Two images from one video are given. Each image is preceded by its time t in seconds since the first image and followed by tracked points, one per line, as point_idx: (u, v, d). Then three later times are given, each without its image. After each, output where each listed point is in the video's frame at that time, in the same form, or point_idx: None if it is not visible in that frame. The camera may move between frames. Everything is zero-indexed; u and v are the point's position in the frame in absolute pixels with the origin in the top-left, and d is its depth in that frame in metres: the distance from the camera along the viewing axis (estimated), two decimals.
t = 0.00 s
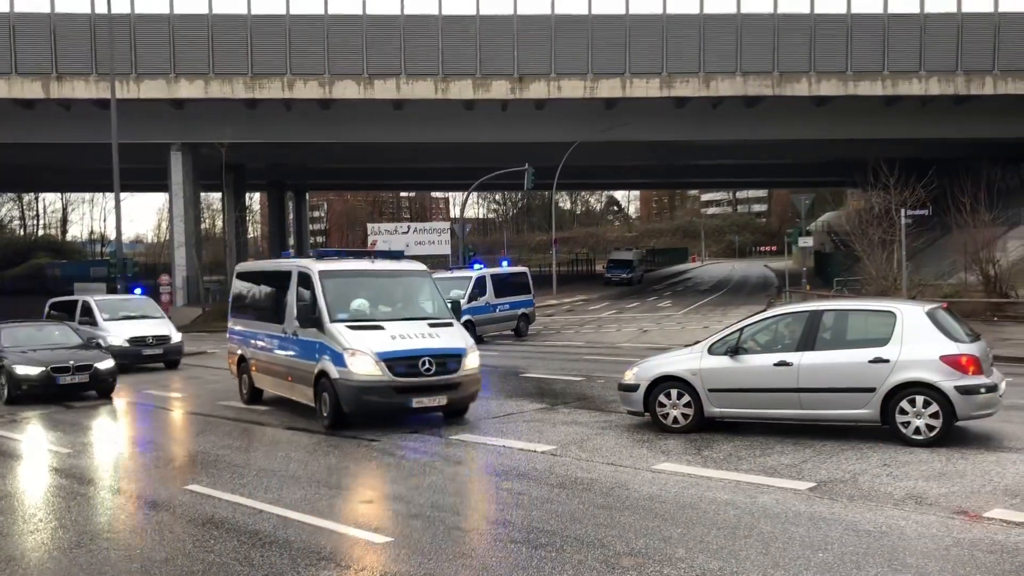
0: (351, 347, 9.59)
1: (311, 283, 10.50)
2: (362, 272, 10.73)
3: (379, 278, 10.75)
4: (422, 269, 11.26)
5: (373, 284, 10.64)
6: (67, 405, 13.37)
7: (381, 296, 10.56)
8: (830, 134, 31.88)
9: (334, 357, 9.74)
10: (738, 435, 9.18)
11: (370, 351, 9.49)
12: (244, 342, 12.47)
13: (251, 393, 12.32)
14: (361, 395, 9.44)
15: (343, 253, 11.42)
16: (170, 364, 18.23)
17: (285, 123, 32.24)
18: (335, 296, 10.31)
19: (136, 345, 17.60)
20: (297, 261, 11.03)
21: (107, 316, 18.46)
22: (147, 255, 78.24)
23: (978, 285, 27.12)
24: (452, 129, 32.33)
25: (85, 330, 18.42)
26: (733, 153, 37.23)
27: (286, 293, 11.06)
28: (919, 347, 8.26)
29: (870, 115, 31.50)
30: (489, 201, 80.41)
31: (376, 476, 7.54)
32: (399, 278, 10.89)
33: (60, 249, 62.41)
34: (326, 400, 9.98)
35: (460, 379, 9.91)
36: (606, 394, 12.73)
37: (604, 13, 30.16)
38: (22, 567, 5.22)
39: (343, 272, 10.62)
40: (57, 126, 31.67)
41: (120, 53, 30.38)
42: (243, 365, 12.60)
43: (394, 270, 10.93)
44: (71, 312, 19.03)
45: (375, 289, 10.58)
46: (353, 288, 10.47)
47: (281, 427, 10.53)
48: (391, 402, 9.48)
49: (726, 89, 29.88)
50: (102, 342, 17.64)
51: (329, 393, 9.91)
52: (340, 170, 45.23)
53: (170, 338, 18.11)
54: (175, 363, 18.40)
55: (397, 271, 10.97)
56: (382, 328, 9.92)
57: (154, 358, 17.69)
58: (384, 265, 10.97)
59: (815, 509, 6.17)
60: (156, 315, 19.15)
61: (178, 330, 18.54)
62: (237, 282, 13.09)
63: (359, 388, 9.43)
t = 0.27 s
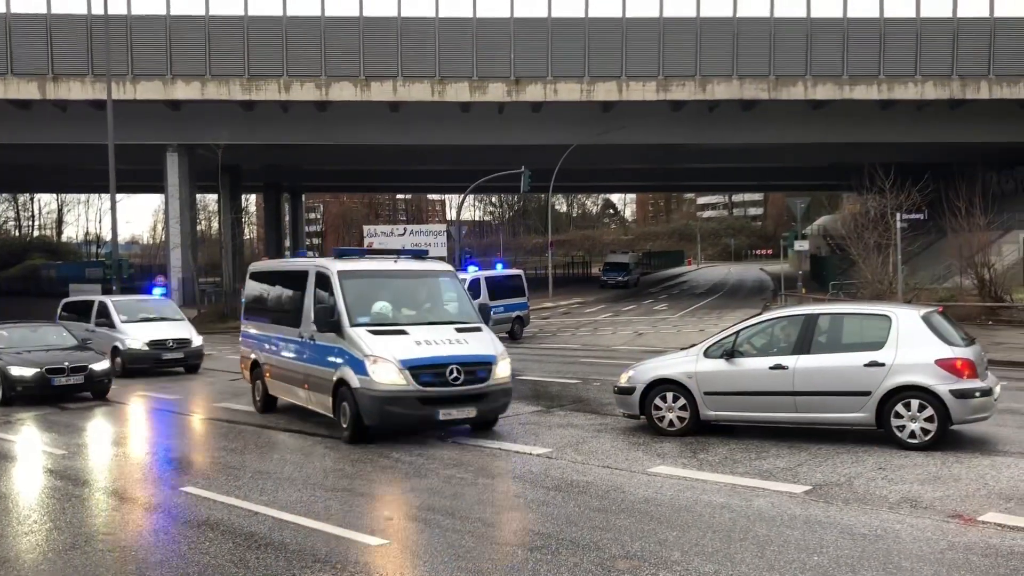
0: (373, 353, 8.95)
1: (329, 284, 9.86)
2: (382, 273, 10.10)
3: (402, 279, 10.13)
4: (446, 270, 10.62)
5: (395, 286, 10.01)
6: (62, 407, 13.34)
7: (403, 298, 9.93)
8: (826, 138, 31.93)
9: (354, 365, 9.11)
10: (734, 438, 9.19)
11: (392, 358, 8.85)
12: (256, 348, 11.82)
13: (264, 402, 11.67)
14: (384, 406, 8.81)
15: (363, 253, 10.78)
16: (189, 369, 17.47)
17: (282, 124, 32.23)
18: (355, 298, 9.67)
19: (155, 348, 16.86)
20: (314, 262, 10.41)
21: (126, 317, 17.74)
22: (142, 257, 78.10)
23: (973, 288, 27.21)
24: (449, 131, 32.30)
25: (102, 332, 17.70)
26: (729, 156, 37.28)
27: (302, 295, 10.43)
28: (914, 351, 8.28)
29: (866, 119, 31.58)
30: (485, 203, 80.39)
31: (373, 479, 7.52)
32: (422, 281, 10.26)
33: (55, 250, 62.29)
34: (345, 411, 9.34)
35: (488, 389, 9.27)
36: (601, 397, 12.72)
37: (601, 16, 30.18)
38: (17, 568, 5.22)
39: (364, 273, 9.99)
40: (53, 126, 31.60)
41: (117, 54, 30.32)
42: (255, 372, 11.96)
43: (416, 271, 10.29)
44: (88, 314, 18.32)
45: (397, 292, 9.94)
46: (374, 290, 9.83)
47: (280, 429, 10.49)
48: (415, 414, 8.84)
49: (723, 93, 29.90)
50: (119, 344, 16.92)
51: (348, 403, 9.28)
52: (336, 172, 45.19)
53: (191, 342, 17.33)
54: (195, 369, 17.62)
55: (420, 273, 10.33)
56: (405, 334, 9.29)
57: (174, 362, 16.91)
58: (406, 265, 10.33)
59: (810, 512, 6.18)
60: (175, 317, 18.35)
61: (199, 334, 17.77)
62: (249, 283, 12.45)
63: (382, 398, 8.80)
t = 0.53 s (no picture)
0: (398, 359, 8.27)
1: (351, 284, 9.19)
2: (407, 272, 9.41)
3: (428, 278, 9.44)
4: (475, 269, 9.90)
5: (421, 286, 9.32)
6: (59, 407, 13.32)
7: (430, 300, 9.23)
8: (823, 141, 31.97)
9: (378, 372, 8.42)
10: (733, 440, 9.19)
11: (420, 365, 8.17)
12: (272, 351, 11.12)
13: (280, 409, 10.99)
14: (411, 417, 8.12)
15: (386, 250, 10.08)
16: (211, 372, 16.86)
17: (280, 126, 32.22)
18: (378, 300, 8.99)
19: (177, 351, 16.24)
20: (333, 260, 9.73)
21: (146, 319, 17.13)
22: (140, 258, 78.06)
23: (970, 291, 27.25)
24: (447, 133, 32.29)
25: (122, 334, 17.10)
26: (727, 159, 37.32)
27: (321, 296, 9.76)
28: (911, 354, 8.30)
29: (864, 122, 31.63)
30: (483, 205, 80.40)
31: (371, 481, 7.50)
32: (450, 281, 9.54)
33: (52, 251, 62.20)
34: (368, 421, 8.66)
35: (523, 398, 8.55)
36: (599, 399, 12.72)
37: (599, 19, 30.22)
38: (14, 569, 5.22)
39: (387, 272, 9.31)
40: (50, 127, 31.57)
41: (115, 55, 30.31)
42: (270, 377, 11.27)
43: (443, 270, 9.58)
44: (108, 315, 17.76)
45: (424, 292, 9.25)
46: (399, 291, 9.15)
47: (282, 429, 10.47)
48: (445, 424, 8.15)
49: (721, 96, 29.91)
50: (140, 347, 16.31)
51: (371, 413, 8.60)
52: (334, 173, 45.20)
53: (213, 344, 16.68)
54: (218, 372, 17.00)
55: (448, 272, 9.62)
56: (433, 338, 8.60)
57: (196, 366, 16.27)
58: (432, 264, 9.63)
59: (807, 514, 6.19)
60: (197, 318, 17.69)
61: (223, 337, 17.14)
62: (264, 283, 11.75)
63: (408, 408, 8.11)
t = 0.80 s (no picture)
0: (431, 364, 7.59)
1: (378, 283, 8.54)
2: (438, 270, 8.74)
3: (460, 277, 8.77)
4: (510, 267, 9.22)
5: (452, 285, 8.65)
6: (59, 407, 13.31)
7: (463, 300, 8.56)
8: (824, 141, 31.96)
9: (410, 378, 7.75)
10: (735, 441, 9.18)
11: (455, 370, 7.48)
12: (291, 354, 10.43)
13: (299, 416, 10.36)
14: (446, 427, 7.44)
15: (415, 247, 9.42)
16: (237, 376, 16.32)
17: (280, 126, 32.23)
18: (407, 300, 8.34)
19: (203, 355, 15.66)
20: (358, 258, 9.11)
21: (170, 319, 16.50)
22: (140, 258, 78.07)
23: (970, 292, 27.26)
24: (448, 133, 32.30)
25: (145, 335, 16.46)
26: (728, 160, 37.32)
27: (345, 297, 9.14)
28: (913, 355, 8.29)
29: (864, 123, 31.62)
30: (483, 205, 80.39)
31: (371, 482, 7.48)
32: (484, 280, 8.87)
33: (52, 251, 62.20)
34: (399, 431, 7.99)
35: (567, 407, 7.83)
36: (600, 400, 12.70)
37: (600, 19, 30.22)
38: (15, 568, 5.23)
39: (416, 271, 8.65)
40: (51, 126, 31.57)
41: (115, 55, 30.31)
42: (288, 381, 10.64)
43: (476, 269, 8.91)
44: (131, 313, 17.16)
45: (456, 292, 8.58)
46: (429, 291, 8.49)
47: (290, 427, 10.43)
48: (483, 436, 7.47)
49: (721, 96, 29.90)
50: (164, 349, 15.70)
51: (402, 421, 7.95)
52: (334, 173, 45.21)
53: (240, 347, 16.06)
54: (244, 376, 16.42)
55: (482, 271, 8.94)
56: (468, 341, 7.91)
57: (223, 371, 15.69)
58: (464, 263, 8.96)
59: (809, 515, 6.18)
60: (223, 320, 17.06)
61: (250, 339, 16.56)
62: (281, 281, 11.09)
63: (443, 417, 7.43)
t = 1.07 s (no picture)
0: (475, 371, 7.07)
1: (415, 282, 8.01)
2: (479, 267, 8.18)
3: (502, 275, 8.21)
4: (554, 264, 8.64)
5: (494, 284, 8.09)
6: (66, 408, 13.35)
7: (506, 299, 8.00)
8: (830, 142, 31.91)
9: (452, 386, 7.23)
10: (742, 443, 9.15)
11: (502, 379, 6.95)
12: (318, 358, 10.02)
13: (324, 424, 9.93)
14: (492, 439, 6.92)
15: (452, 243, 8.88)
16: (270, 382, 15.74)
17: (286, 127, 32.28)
18: (447, 300, 7.80)
19: (235, 360, 15.07)
20: (392, 256, 8.57)
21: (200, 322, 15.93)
22: (145, 260, 78.22)
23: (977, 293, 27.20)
24: (453, 135, 32.31)
25: (173, 338, 15.87)
26: (733, 161, 37.28)
27: (378, 298, 8.64)
28: (921, 357, 8.27)
29: (870, 124, 31.57)
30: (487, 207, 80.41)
31: (379, 483, 7.48)
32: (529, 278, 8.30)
33: (58, 252, 62.33)
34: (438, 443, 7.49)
35: (622, 417, 7.27)
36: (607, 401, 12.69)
37: (606, 20, 30.24)
38: (24, 568, 5.25)
39: (456, 268, 8.11)
40: (57, 128, 31.66)
41: (121, 57, 30.40)
42: (314, 387, 10.22)
43: (520, 266, 8.34)
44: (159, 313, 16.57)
45: (500, 291, 8.02)
46: (471, 290, 7.94)
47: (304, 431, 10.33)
48: (534, 450, 6.93)
49: (727, 97, 29.86)
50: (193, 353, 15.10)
51: (442, 430, 7.44)
52: (340, 175, 45.27)
53: (272, 350, 15.45)
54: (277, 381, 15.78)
55: (526, 268, 8.37)
56: (514, 345, 7.36)
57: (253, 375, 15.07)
58: (507, 259, 8.39)
59: (817, 517, 6.17)
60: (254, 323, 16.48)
61: (283, 342, 15.96)
62: (308, 281, 10.64)
63: (490, 429, 6.91)
